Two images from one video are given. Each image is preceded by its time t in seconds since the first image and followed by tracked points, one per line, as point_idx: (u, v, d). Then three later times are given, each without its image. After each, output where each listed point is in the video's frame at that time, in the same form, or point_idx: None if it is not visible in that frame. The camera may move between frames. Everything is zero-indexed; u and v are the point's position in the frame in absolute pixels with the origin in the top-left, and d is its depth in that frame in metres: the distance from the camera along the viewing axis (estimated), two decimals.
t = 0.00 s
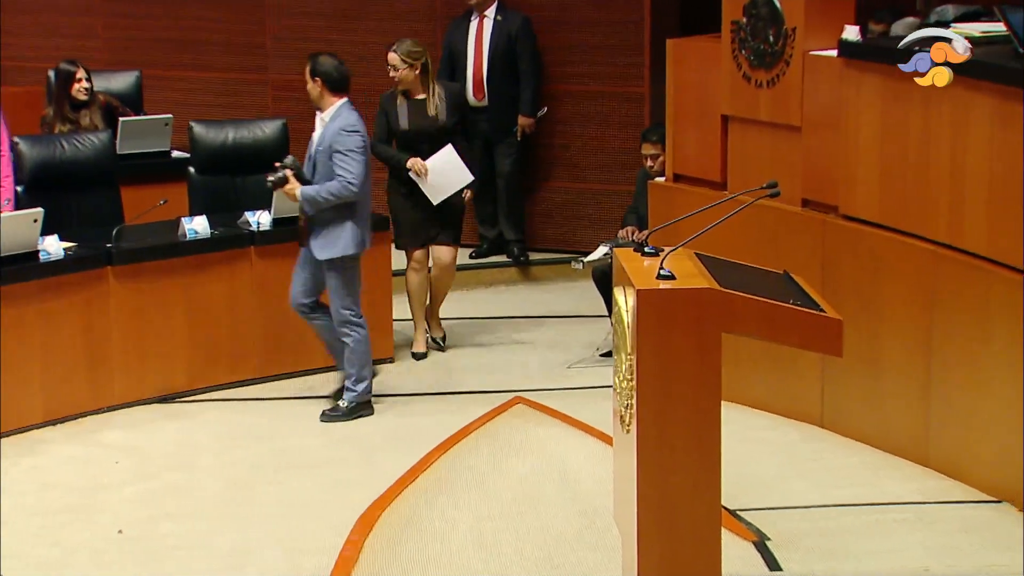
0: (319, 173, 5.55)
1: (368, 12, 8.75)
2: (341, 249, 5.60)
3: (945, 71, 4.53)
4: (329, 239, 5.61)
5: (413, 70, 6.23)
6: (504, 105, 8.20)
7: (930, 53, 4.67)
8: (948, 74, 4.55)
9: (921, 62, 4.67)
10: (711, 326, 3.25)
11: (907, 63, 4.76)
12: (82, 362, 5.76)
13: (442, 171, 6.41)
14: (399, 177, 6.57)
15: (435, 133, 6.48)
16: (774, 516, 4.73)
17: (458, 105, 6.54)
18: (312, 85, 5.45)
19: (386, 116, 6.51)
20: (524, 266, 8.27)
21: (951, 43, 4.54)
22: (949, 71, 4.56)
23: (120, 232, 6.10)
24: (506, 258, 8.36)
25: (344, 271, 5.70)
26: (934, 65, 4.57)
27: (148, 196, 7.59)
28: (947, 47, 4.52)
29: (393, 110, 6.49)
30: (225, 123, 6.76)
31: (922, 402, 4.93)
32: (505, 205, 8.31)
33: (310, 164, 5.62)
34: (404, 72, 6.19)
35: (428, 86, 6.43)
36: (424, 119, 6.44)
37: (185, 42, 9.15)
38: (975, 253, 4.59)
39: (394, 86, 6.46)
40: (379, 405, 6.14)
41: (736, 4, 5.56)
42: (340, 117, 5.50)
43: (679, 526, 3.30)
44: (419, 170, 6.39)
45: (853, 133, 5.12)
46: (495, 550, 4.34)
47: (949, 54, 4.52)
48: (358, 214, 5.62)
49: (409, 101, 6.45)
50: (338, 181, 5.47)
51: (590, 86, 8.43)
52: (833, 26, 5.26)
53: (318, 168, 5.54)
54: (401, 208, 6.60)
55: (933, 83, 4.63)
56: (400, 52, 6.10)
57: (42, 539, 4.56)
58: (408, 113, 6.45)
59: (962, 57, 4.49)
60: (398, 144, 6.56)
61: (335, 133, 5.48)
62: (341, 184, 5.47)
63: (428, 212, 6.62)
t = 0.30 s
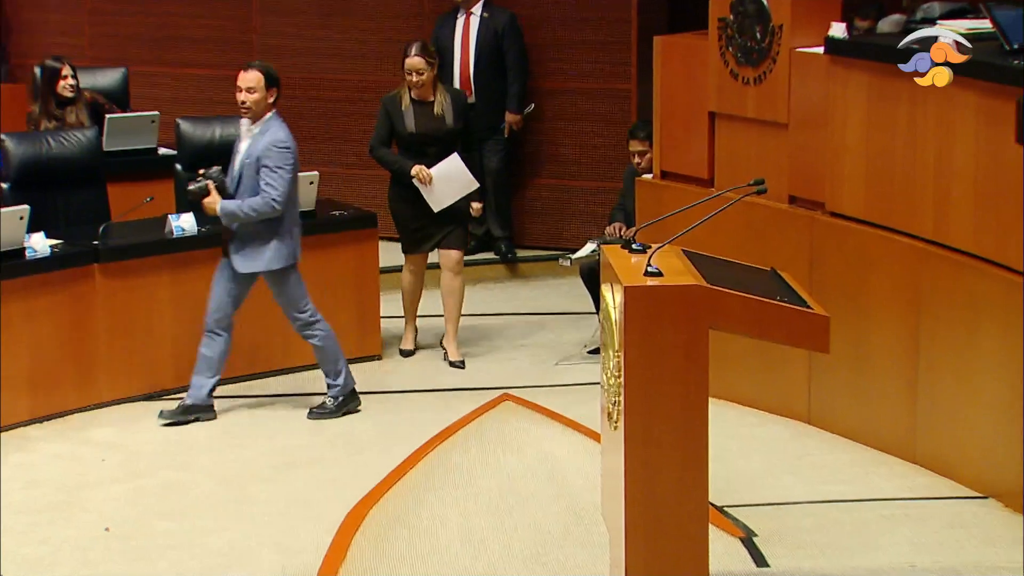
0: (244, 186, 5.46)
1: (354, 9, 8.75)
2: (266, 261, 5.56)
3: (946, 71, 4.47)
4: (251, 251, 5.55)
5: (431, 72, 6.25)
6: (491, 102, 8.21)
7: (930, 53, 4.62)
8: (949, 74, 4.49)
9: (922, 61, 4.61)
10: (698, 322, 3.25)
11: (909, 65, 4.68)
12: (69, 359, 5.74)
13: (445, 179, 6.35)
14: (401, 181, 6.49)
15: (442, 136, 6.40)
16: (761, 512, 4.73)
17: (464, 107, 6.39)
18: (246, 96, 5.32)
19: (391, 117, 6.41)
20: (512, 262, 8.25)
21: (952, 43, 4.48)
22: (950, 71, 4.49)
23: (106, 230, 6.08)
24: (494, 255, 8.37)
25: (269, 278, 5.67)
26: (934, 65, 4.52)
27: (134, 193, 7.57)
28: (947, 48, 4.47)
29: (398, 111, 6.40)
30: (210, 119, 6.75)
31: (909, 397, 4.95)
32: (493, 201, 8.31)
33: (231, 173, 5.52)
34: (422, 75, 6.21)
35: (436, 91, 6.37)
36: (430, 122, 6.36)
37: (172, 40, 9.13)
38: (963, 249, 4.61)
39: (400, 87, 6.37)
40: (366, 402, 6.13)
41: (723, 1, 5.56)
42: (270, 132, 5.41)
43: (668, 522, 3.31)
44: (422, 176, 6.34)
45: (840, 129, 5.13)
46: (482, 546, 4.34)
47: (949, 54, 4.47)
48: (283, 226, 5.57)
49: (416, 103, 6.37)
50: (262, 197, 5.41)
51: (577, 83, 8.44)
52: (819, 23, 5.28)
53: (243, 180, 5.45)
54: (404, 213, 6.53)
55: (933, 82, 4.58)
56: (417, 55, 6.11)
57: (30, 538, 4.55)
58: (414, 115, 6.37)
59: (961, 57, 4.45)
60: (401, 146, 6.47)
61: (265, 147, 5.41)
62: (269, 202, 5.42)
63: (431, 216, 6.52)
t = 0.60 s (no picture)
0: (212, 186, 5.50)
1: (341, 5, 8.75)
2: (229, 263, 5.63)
3: (946, 70, 4.42)
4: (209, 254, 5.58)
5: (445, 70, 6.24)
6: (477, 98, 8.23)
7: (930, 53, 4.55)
8: (948, 74, 4.44)
9: (921, 61, 4.55)
10: (686, 316, 3.26)
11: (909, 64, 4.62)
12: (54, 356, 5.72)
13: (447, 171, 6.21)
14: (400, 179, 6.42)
15: (446, 135, 6.34)
16: (747, 507, 4.74)
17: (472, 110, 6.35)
18: (221, 90, 5.40)
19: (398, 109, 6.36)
20: (500, 259, 8.30)
21: (951, 43, 4.41)
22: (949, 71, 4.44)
23: (92, 226, 6.09)
24: (481, 251, 8.38)
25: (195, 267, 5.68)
26: (934, 65, 4.46)
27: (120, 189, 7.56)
28: (947, 47, 4.40)
29: (405, 106, 6.36)
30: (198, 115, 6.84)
31: (894, 392, 4.97)
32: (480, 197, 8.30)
33: (181, 175, 5.47)
34: (435, 71, 6.19)
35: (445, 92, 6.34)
36: (436, 120, 6.31)
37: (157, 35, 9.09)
38: (949, 243, 4.63)
39: (411, 82, 6.34)
40: (353, 398, 6.13)
41: None
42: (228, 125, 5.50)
43: (655, 516, 3.32)
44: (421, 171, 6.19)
45: (826, 124, 5.14)
46: (469, 542, 4.34)
47: (949, 54, 4.40)
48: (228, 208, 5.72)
49: (422, 99, 6.32)
50: (245, 189, 5.53)
51: (563, 78, 8.44)
52: (805, 18, 5.28)
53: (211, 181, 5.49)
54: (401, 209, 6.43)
55: (932, 83, 4.53)
56: (433, 47, 6.11)
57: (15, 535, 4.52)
58: (420, 111, 6.32)
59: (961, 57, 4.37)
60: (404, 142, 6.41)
61: (235, 137, 5.49)
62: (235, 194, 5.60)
63: (433, 216, 6.41)
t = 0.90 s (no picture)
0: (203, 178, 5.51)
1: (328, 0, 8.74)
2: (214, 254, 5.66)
3: (946, 71, 4.32)
4: (203, 247, 5.58)
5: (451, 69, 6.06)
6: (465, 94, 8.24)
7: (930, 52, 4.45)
8: (948, 74, 4.34)
9: (921, 61, 4.45)
10: (673, 311, 3.26)
11: (908, 64, 4.52)
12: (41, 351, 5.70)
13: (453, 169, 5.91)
14: (404, 189, 6.20)
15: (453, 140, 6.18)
16: (735, 501, 4.75)
17: (474, 115, 6.24)
18: (199, 78, 5.35)
19: (400, 115, 6.15)
20: (487, 253, 8.37)
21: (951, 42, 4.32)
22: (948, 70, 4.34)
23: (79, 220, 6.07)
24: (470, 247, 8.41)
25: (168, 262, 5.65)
26: (933, 65, 4.35)
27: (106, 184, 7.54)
28: (947, 47, 4.30)
29: (407, 113, 6.16)
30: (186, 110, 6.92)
31: (881, 387, 4.98)
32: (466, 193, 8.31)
33: (173, 171, 5.44)
34: (443, 70, 6.02)
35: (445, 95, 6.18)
36: (442, 125, 6.14)
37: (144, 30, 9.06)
38: (936, 239, 4.64)
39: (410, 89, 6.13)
40: (341, 393, 6.12)
41: None
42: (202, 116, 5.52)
43: (643, 511, 3.32)
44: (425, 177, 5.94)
45: (813, 119, 5.15)
46: (458, 537, 4.34)
47: (949, 54, 4.30)
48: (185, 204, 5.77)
49: (425, 105, 6.15)
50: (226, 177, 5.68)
51: (552, 74, 8.44)
52: (792, 13, 5.29)
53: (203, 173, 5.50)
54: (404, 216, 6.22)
55: (933, 83, 4.43)
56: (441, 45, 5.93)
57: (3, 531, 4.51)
58: (424, 117, 6.14)
59: (961, 57, 4.28)
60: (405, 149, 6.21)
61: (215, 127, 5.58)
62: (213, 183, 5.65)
63: (437, 223, 6.22)
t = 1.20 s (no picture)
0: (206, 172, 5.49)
1: None
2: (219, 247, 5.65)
3: (946, 70, 4.32)
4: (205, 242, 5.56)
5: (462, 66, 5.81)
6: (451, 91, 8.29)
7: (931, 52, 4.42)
8: (949, 74, 4.34)
9: (922, 61, 4.41)
10: (661, 306, 3.26)
11: (910, 64, 4.49)
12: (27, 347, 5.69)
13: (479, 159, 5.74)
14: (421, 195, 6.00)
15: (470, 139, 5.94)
16: (721, 494, 4.76)
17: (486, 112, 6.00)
18: (191, 72, 5.29)
19: (413, 117, 5.90)
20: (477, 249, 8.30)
21: (952, 42, 4.28)
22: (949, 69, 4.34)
23: (65, 216, 6.04)
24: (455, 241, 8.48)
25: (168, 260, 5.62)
26: (935, 64, 4.34)
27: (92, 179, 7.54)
28: (947, 47, 4.27)
29: (419, 115, 5.91)
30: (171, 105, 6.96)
31: (867, 382, 4.99)
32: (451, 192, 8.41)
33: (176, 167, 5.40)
34: (457, 67, 5.77)
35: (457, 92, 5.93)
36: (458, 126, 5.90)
37: (130, 25, 9.04)
38: (922, 234, 4.66)
39: (420, 91, 5.88)
40: (329, 388, 6.12)
41: None
42: (199, 111, 5.47)
43: (630, 505, 3.33)
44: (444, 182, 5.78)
45: (800, 114, 5.15)
46: (446, 532, 4.34)
47: (949, 55, 4.27)
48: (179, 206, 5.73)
49: (438, 106, 5.90)
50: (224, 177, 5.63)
51: (540, 69, 8.43)
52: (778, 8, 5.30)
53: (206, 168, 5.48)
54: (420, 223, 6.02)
55: (933, 82, 4.41)
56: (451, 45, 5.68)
57: None
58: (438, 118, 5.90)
59: (961, 57, 4.24)
60: (418, 153, 5.97)
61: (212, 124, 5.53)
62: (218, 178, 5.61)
63: (457, 225, 6.03)
